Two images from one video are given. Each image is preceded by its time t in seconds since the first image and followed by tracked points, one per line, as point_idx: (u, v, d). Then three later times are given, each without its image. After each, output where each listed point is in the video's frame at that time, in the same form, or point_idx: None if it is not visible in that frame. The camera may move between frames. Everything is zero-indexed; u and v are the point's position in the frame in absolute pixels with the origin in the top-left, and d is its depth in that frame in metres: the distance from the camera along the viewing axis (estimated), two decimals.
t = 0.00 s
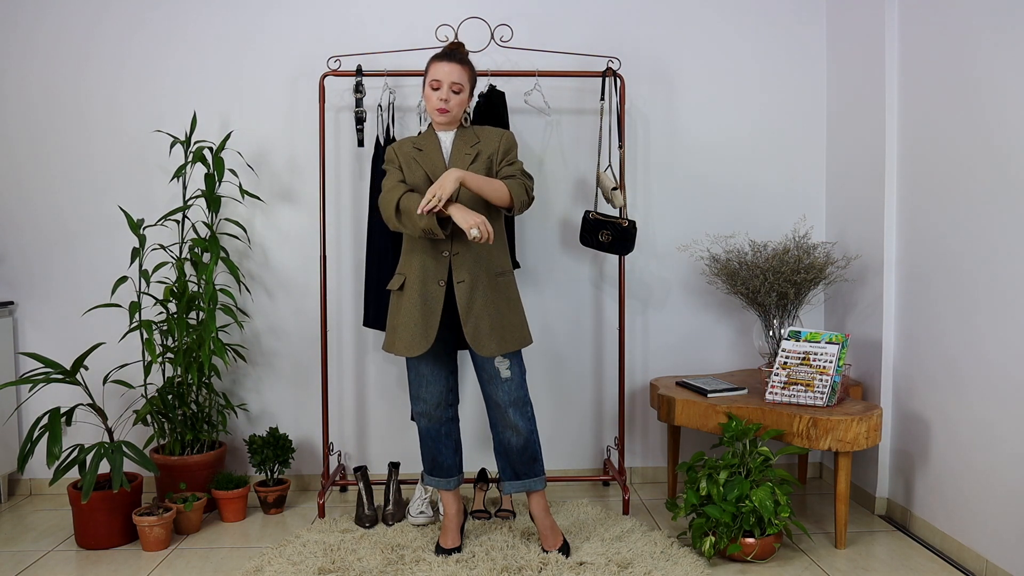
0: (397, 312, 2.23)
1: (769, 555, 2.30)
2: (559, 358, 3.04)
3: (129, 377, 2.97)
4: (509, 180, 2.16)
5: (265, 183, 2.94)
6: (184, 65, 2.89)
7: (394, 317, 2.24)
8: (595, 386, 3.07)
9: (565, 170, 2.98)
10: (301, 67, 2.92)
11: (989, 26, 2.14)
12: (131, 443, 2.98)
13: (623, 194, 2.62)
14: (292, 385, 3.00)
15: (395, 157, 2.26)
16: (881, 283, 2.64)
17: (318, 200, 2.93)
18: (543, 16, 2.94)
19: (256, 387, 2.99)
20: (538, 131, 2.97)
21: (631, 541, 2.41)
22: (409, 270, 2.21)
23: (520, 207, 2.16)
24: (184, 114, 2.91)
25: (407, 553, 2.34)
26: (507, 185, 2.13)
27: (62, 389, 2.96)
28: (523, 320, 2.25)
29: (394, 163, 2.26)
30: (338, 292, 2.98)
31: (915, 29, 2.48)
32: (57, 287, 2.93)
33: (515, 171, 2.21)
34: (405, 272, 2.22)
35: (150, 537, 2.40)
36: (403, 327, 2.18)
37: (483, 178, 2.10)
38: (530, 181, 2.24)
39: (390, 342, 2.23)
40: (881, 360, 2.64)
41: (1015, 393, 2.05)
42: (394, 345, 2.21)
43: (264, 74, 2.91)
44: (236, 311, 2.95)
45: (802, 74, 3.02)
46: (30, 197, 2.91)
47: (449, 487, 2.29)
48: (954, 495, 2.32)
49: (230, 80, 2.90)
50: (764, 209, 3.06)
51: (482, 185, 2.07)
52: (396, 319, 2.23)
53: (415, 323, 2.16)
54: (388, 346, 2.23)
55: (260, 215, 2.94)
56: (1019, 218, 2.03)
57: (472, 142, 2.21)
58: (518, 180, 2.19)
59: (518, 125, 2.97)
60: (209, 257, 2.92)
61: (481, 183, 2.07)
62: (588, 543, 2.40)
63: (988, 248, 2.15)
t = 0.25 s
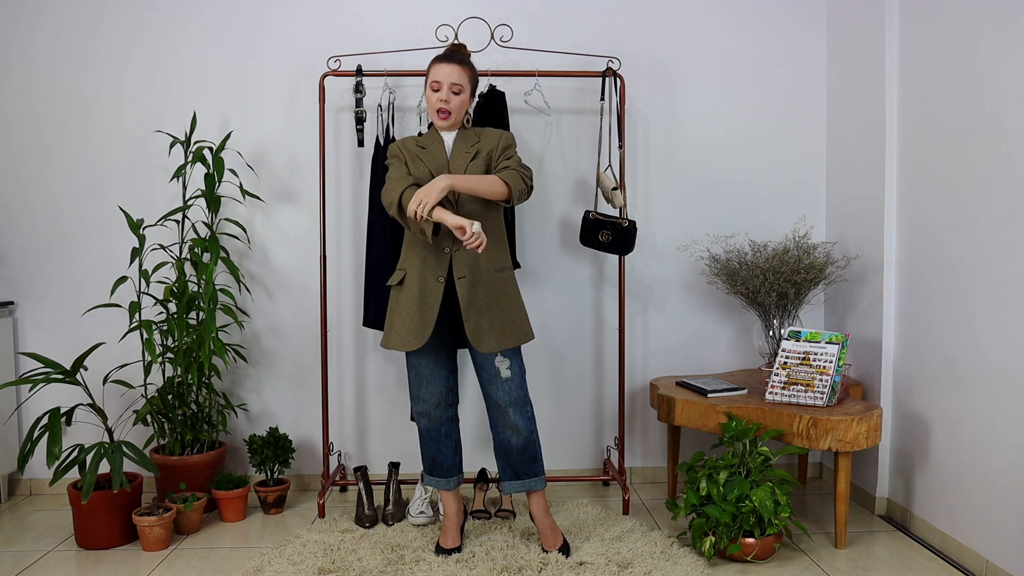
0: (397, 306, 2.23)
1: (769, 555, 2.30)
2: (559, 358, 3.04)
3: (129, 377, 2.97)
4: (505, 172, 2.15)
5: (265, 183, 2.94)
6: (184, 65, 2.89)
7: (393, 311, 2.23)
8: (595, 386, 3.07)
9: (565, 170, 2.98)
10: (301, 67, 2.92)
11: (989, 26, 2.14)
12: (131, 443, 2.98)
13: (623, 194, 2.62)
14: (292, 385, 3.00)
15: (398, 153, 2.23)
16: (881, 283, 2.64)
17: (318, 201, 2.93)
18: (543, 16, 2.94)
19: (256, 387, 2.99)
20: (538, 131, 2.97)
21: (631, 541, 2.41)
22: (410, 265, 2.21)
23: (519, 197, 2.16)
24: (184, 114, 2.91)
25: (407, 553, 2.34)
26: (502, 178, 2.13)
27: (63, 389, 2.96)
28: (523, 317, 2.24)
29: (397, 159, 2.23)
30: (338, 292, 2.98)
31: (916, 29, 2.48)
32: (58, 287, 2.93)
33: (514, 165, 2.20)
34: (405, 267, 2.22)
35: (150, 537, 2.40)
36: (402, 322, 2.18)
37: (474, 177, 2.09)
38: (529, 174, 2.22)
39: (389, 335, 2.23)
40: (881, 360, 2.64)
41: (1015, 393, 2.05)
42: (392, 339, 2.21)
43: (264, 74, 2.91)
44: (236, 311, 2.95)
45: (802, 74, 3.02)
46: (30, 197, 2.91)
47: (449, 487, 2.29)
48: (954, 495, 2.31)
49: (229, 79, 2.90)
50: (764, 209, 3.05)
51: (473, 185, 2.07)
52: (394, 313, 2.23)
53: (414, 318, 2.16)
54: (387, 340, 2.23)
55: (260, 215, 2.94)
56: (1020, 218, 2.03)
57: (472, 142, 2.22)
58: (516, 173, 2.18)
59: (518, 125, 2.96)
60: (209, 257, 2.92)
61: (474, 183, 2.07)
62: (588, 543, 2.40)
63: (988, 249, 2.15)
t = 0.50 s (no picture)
0: (398, 307, 2.22)
1: (769, 555, 2.30)
2: (559, 358, 3.04)
3: (129, 377, 2.97)
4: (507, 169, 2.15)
5: (265, 183, 2.94)
6: (185, 65, 2.89)
7: (394, 313, 2.23)
8: (595, 386, 3.07)
9: (565, 170, 2.98)
10: (301, 67, 2.92)
11: (989, 26, 2.14)
12: (131, 443, 2.98)
13: (623, 194, 2.62)
14: (292, 385, 3.00)
15: (399, 154, 2.22)
16: (881, 283, 2.64)
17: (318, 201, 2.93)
18: (543, 16, 2.94)
19: (256, 387, 2.99)
20: (538, 131, 2.97)
21: (631, 541, 2.41)
22: (410, 265, 2.20)
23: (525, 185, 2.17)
24: (184, 114, 2.91)
25: (407, 553, 2.34)
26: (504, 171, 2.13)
27: (62, 389, 2.96)
28: (524, 317, 2.25)
29: (399, 160, 2.22)
30: (338, 292, 2.98)
31: (915, 29, 2.48)
32: (57, 287, 2.93)
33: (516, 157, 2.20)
34: (405, 267, 2.22)
35: (150, 537, 2.40)
36: (404, 323, 2.18)
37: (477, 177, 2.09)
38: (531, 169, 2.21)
39: (391, 337, 2.23)
40: (881, 359, 2.64)
41: (1015, 393, 2.05)
42: (395, 340, 2.21)
43: (264, 73, 2.91)
44: (236, 311, 2.95)
45: (802, 74, 3.02)
46: (30, 197, 2.91)
47: (449, 487, 2.29)
48: (954, 495, 2.32)
49: (230, 79, 2.90)
50: (764, 209, 3.06)
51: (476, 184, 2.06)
52: (396, 314, 2.23)
53: (416, 319, 2.16)
54: (389, 341, 2.23)
55: (260, 215, 2.94)
56: (1019, 218, 2.03)
57: (474, 142, 2.22)
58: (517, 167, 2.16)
59: (518, 125, 2.97)
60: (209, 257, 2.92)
61: (478, 183, 2.06)
62: (588, 543, 2.40)
63: (988, 249, 2.15)
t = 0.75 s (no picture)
0: (400, 307, 2.22)
1: (769, 555, 2.30)
2: (559, 358, 3.04)
3: (129, 377, 2.98)
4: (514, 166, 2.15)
5: (265, 183, 2.94)
6: (185, 65, 2.90)
7: (396, 313, 2.23)
8: (595, 386, 3.07)
9: (565, 170, 2.98)
10: (301, 67, 2.92)
11: (989, 26, 2.14)
12: (131, 443, 2.98)
13: (623, 194, 2.62)
14: (292, 385, 3.00)
15: (400, 156, 2.23)
16: (881, 283, 2.64)
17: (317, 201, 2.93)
18: (543, 16, 2.94)
19: (256, 387, 2.99)
20: (538, 131, 2.97)
21: (631, 541, 2.41)
22: (412, 264, 2.20)
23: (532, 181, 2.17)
24: (184, 114, 2.91)
25: (406, 553, 2.34)
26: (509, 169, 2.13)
27: (63, 389, 2.96)
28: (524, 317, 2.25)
29: (400, 162, 2.23)
30: (338, 292, 2.98)
31: (915, 29, 2.48)
32: (57, 287, 2.93)
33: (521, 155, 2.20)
34: (407, 267, 2.22)
35: (150, 537, 2.40)
36: (406, 322, 2.18)
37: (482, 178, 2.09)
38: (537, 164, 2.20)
39: (393, 337, 2.22)
40: (881, 359, 2.64)
41: (1015, 393, 2.05)
42: (397, 341, 2.20)
43: (264, 73, 2.91)
44: (236, 311, 2.95)
45: (802, 74, 3.02)
46: (30, 197, 2.91)
47: (449, 487, 2.29)
48: (954, 495, 2.31)
49: (229, 79, 2.90)
50: (764, 209, 3.05)
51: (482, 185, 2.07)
52: (398, 314, 2.22)
53: (418, 318, 2.16)
54: (391, 341, 2.22)
55: (260, 215, 2.94)
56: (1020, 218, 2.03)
57: (475, 142, 2.22)
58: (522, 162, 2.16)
59: (518, 125, 2.97)
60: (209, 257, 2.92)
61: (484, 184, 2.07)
62: (588, 543, 2.40)
63: (988, 249, 2.15)
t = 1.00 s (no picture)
0: (402, 309, 2.22)
1: (769, 555, 2.30)
2: (559, 358, 3.04)
3: (129, 377, 2.97)
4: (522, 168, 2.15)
5: (265, 183, 2.94)
6: (185, 64, 2.89)
7: (398, 314, 2.23)
8: (595, 386, 3.07)
9: (565, 170, 2.98)
10: (301, 67, 2.92)
11: (989, 26, 2.15)
12: (131, 443, 2.98)
13: (623, 194, 2.62)
14: (292, 384, 3.00)
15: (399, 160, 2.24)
16: (881, 283, 2.64)
17: (317, 201, 2.93)
18: (543, 16, 2.94)
19: (256, 387, 2.99)
20: (538, 131, 2.97)
21: (631, 541, 2.41)
22: (414, 266, 2.20)
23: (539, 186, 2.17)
24: (184, 114, 2.91)
25: (407, 553, 2.34)
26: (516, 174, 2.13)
27: (63, 389, 2.96)
28: (525, 317, 2.25)
29: (400, 164, 2.23)
30: (338, 292, 2.98)
31: (915, 30, 2.48)
32: (57, 287, 2.93)
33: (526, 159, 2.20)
34: (409, 269, 2.22)
35: (150, 537, 2.40)
36: (409, 325, 2.18)
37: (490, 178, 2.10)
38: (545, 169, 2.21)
39: (395, 339, 2.23)
40: (881, 359, 2.64)
41: (1015, 393, 2.05)
42: (399, 342, 2.20)
43: (264, 73, 2.91)
44: (236, 311, 2.95)
45: (802, 74, 3.02)
46: (30, 196, 2.91)
47: (449, 487, 2.29)
48: (954, 495, 2.32)
49: (229, 79, 2.90)
50: (764, 209, 3.06)
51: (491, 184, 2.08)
52: (400, 315, 2.22)
53: (421, 321, 2.16)
54: (392, 342, 2.23)
55: (260, 215, 2.94)
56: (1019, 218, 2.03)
57: (476, 142, 2.22)
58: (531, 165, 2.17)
59: (518, 125, 2.97)
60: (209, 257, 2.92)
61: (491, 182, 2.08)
62: (588, 543, 2.40)
63: (988, 249, 2.15)
